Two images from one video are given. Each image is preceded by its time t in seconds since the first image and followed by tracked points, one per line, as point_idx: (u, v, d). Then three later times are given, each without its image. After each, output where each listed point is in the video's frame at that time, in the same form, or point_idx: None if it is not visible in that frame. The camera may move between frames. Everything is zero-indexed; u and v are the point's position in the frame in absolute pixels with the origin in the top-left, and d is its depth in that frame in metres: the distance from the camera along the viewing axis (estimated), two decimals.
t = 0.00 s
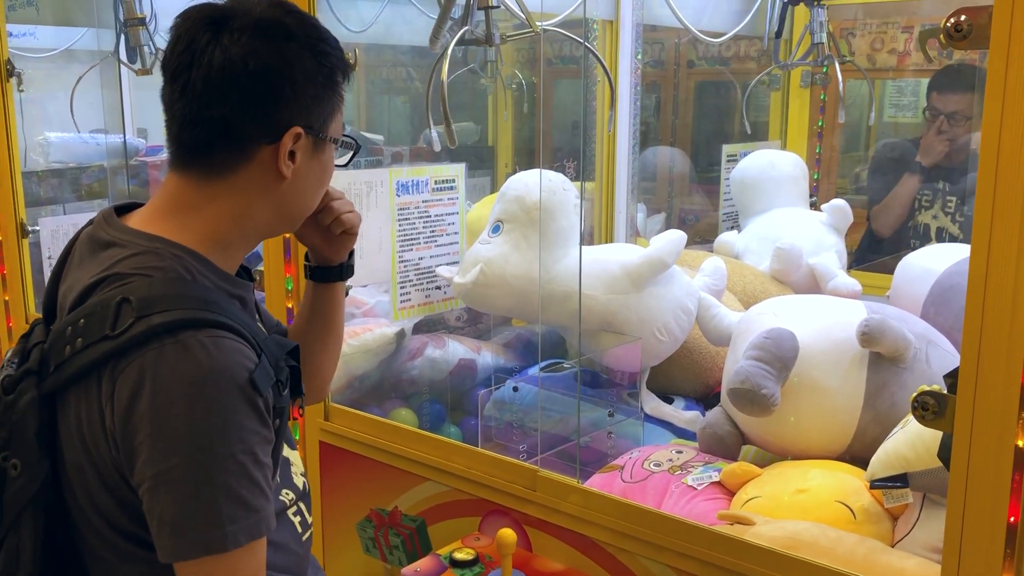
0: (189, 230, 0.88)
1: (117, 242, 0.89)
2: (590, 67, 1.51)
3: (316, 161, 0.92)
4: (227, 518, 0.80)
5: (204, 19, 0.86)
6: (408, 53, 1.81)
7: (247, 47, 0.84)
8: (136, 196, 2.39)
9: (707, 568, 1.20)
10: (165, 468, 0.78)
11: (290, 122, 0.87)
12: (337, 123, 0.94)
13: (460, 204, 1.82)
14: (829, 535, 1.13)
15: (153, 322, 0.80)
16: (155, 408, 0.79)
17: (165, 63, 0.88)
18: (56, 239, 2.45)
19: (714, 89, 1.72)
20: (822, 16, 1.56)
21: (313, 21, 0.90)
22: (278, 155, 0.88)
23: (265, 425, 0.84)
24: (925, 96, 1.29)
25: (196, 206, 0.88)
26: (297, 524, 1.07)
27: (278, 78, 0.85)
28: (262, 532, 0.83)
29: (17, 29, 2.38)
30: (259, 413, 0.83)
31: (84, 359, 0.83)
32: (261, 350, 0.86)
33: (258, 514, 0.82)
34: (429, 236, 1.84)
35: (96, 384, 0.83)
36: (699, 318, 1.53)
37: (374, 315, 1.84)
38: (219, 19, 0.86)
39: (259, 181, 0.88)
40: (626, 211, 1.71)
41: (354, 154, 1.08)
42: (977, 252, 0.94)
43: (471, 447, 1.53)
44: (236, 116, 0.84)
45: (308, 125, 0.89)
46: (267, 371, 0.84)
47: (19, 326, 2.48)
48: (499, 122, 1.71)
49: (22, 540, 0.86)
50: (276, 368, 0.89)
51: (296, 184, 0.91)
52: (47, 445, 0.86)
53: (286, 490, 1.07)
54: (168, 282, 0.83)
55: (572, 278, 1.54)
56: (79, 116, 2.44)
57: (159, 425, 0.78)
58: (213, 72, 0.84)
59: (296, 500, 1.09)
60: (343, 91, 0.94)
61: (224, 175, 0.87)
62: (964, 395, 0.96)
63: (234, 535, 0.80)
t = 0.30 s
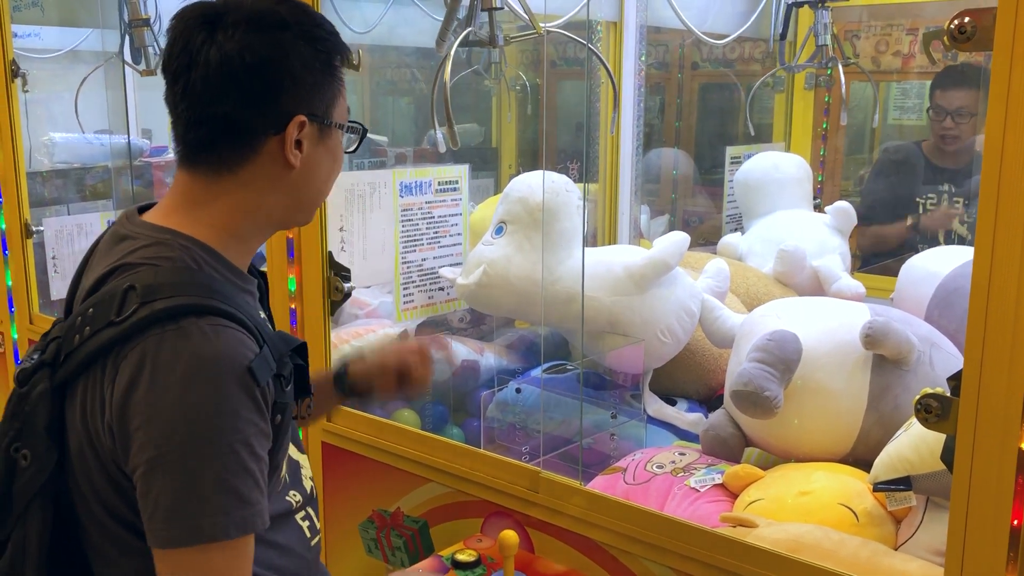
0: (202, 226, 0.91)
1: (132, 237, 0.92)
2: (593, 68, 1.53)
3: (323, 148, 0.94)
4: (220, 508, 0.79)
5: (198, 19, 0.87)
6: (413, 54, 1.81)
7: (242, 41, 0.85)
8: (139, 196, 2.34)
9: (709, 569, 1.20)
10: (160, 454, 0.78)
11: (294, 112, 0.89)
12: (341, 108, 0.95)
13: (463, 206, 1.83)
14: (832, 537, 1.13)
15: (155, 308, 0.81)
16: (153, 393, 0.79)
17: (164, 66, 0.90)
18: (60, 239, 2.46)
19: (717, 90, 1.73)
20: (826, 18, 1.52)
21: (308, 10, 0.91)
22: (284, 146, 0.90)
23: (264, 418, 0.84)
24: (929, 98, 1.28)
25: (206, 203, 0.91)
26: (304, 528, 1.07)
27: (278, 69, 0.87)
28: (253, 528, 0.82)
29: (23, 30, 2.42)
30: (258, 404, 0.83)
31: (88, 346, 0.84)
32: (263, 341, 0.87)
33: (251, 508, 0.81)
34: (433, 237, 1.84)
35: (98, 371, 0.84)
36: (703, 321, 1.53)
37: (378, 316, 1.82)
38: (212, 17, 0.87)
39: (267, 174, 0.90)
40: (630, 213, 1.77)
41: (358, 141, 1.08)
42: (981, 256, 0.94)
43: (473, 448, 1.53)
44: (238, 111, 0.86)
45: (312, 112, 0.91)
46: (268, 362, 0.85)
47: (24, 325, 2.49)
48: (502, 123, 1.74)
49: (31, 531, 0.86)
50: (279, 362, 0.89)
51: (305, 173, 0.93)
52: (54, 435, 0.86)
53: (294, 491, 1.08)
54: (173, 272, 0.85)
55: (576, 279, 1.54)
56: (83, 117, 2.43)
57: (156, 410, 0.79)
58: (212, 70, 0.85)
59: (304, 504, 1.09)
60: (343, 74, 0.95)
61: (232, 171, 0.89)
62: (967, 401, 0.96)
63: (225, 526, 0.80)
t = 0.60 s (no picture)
0: (208, 227, 0.94)
1: (142, 239, 0.97)
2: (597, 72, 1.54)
3: (326, 148, 0.95)
4: (252, 496, 0.84)
5: (200, 22, 0.90)
6: (418, 57, 1.83)
7: (243, 43, 0.87)
8: (145, 200, 2.33)
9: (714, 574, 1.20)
10: (189, 448, 0.84)
11: (295, 114, 0.91)
12: (343, 108, 0.97)
13: (468, 209, 1.83)
14: (835, 541, 1.13)
15: (171, 307, 0.86)
16: (176, 391, 0.84)
17: (168, 69, 0.93)
18: (66, 241, 2.48)
19: (722, 93, 1.74)
20: (831, 22, 1.52)
21: (310, 11, 0.93)
22: (287, 147, 0.92)
23: (288, 407, 0.89)
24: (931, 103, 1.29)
25: (212, 204, 0.94)
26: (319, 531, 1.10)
27: (279, 71, 0.89)
28: (288, 508, 0.87)
29: (29, 33, 2.41)
30: (281, 395, 0.88)
31: (107, 346, 0.89)
32: (279, 336, 0.91)
33: (283, 492, 0.87)
34: (437, 240, 1.84)
35: (118, 370, 0.89)
36: (707, 324, 1.53)
37: (382, 318, 1.83)
38: (214, 20, 0.90)
39: (270, 174, 0.93)
40: (634, 216, 1.77)
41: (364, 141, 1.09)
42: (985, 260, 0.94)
43: (475, 450, 1.53)
44: (240, 113, 0.89)
45: (314, 113, 0.93)
46: (286, 356, 0.89)
47: (29, 326, 2.49)
48: (507, 127, 1.74)
49: (45, 532, 0.91)
50: (295, 357, 0.95)
51: (308, 174, 0.95)
52: (71, 438, 0.92)
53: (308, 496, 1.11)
54: (185, 272, 0.89)
55: (579, 282, 1.55)
56: (88, 119, 2.45)
57: (181, 407, 0.84)
58: (214, 72, 0.88)
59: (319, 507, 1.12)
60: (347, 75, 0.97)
61: (235, 172, 0.92)
62: (971, 407, 0.96)
63: (258, 513, 0.85)
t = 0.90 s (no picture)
0: (227, 227, 0.96)
1: (159, 243, 0.99)
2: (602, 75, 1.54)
3: (342, 149, 0.98)
4: (280, 494, 0.87)
5: (218, 24, 0.91)
6: (424, 60, 1.83)
7: (262, 46, 0.89)
8: (152, 202, 2.35)
9: None
10: (216, 448, 0.86)
11: (314, 115, 0.93)
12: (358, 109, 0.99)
13: (473, 212, 1.85)
14: (841, 543, 1.13)
15: (196, 309, 0.88)
16: (204, 391, 0.87)
17: (184, 69, 0.93)
18: (73, 243, 2.47)
19: (727, 96, 1.74)
20: (836, 25, 1.53)
21: (325, 13, 0.94)
22: (305, 148, 0.94)
23: (312, 406, 0.92)
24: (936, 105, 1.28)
25: (230, 205, 0.96)
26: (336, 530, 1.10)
27: (299, 73, 0.90)
28: (315, 505, 0.89)
29: (36, 36, 2.41)
30: (305, 395, 0.90)
31: (131, 347, 0.92)
32: (299, 337, 0.94)
33: (308, 489, 0.89)
34: (443, 242, 1.86)
35: (142, 372, 0.92)
36: (712, 326, 1.53)
37: (388, 320, 1.83)
38: (233, 21, 0.90)
39: (288, 176, 0.95)
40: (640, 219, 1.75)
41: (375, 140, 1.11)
42: (992, 262, 0.94)
43: (481, 452, 1.53)
44: (261, 116, 0.90)
45: (331, 115, 0.95)
46: (309, 357, 0.92)
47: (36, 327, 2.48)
48: (513, 129, 1.75)
49: (71, 532, 0.95)
50: (315, 357, 0.98)
51: (325, 175, 0.97)
52: (93, 440, 0.95)
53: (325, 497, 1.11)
54: (207, 274, 0.92)
55: (585, 285, 1.55)
56: (96, 121, 2.49)
57: (209, 407, 0.86)
58: (234, 75, 0.89)
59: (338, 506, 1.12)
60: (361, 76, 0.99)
61: (254, 174, 0.94)
62: (977, 406, 0.96)
63: (286, 510, 0.87)
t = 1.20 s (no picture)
0: (239, 228, 0.96)
1: (170, 243, 0.99)
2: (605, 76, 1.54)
3: (355, 151, 0.98)
4: (292, 495, 0.87)
5: (234, 26, 0.91)
6: (427, 61, 1.84)
7: (280, 49, 0.89)
8: (157, 203, 2.34)
9: None
10: (229, 449, 0.86)
11: (330, 118, 0.93)
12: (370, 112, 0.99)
13: (477, 212, 1.84)
14: (845, 545, 1.13)
15: (208, 311, 0.89)
16: (216, 392, 0.87)
17: (198, 70, 0.93)
18: (77, 245, 2.48)
19: (731, 96, 1.74)
20: (838, 25, 1.53)
21: (340, 16, 0.94)
22: (320, 151, 0.94)
23: (323, 408, 0.92)
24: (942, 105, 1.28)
25: (242, 207, 0.96)
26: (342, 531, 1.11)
27: (316, 76, 0.91)
28: (326, 507, 0.89)
29: (41, 37, 2.42)
30: (316, 395, 0.90)
31: (143, 348, 0.92)
32: (310, 338, 0.94)
33: (319, 490, 0.89)
34: (446, 243, 1.86)
35: (154, 373, 0.92)
36: (716, 328, 1.53)
37: (390, 321, 1.84)
38: (249, 24, 0.90)
39: (302, 177, 0.95)
40: (642, 220, 1.77)
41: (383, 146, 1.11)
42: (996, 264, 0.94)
43: (485, 453, 1.53)
44: (278, 118, 0.90)
45: (345, 118, 0.95)
46: (319, 357, 0.92)
47: (39, 328, 2.50)
48: (516, 129, 1.74)
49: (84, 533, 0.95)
50: (325, 358, 0.98)
51: (337, 177, 0.98)
52: (106, 442, 0.95)
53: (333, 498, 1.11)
54: (218, 275, 0.92)
55: (588, 285, 1.56)
56: (99, 121, 2.49)
57: (221, 407, 0.86)
58: (252, 77, 0.89)
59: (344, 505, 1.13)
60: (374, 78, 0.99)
61: (268, 176, 0.94)
62: (982, 406, 0.96)
63: (297, 512, 0.87)
